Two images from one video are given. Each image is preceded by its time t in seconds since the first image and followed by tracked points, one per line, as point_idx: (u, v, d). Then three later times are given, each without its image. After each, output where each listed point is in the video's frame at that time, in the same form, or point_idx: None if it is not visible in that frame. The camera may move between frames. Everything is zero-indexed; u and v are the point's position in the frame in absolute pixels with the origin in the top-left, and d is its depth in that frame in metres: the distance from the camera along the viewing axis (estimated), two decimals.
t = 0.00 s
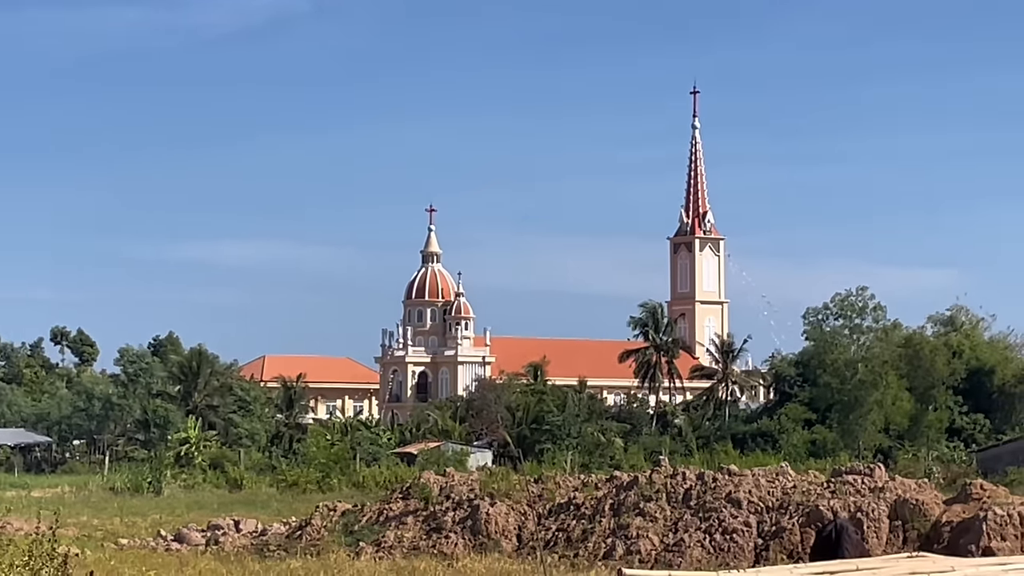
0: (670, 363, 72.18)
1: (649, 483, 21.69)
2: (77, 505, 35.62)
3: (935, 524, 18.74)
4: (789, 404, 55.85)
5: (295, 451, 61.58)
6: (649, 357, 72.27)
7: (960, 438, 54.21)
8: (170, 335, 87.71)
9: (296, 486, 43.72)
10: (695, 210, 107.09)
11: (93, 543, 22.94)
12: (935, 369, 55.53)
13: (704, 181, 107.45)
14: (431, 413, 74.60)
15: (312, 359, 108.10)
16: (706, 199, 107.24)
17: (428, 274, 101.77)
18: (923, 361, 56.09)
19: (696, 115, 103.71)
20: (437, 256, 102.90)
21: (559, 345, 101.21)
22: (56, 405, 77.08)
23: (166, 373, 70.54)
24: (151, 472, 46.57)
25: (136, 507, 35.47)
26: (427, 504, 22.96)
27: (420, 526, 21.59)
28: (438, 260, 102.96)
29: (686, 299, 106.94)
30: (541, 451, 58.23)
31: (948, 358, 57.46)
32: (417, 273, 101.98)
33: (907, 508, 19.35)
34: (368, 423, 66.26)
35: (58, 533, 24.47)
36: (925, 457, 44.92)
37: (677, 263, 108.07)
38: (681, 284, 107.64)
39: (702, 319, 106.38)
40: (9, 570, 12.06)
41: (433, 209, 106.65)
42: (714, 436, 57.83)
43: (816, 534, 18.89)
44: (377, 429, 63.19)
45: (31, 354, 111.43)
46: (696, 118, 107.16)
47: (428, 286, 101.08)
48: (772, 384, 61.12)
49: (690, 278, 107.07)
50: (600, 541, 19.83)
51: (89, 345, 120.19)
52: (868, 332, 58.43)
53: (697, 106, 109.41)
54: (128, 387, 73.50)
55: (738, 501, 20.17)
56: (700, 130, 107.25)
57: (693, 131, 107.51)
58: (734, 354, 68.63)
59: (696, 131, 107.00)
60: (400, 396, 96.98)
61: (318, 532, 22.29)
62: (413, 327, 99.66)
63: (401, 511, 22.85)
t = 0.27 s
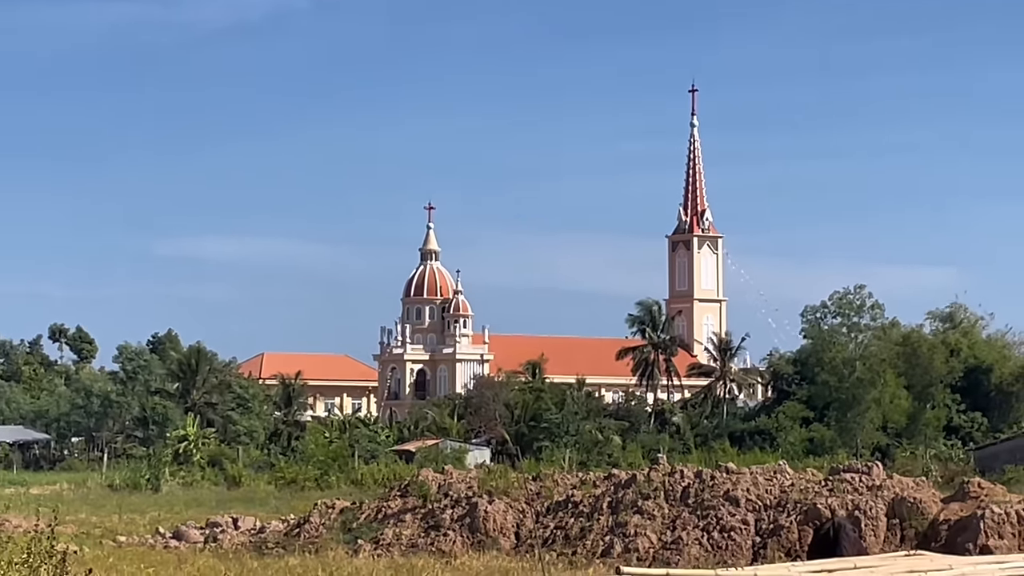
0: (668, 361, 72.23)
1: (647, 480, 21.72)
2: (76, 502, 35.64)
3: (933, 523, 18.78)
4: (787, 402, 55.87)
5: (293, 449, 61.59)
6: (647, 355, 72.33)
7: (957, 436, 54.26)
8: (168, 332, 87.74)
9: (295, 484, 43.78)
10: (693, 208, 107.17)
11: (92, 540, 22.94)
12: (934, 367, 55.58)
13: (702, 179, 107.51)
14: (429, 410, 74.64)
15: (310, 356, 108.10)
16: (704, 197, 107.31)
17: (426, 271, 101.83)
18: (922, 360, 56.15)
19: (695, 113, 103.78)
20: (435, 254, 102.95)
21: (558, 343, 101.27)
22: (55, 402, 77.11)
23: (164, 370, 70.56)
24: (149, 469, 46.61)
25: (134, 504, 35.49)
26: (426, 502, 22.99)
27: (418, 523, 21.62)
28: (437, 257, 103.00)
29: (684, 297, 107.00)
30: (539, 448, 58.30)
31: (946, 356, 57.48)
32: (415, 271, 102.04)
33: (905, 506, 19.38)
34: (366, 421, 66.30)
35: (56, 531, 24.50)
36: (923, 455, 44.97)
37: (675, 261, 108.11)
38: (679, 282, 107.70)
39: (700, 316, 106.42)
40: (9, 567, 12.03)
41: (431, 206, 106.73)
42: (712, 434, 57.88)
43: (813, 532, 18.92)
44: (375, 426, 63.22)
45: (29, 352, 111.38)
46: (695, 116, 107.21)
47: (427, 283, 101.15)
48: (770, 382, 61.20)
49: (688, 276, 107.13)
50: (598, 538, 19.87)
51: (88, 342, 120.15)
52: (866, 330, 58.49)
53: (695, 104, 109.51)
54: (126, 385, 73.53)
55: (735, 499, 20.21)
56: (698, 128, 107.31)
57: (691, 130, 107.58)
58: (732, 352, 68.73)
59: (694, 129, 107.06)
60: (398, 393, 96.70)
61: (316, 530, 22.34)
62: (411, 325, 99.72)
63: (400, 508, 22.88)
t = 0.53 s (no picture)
0: (665, 361, 72.23)
1: (645, 480, 21.71)
2: (73, 501, 35.62)
3: (930, 523, 18.77)
4: (785, 401, 55.87)
5: (291, 447, 61.57)
6: (645, 354, 72.34)
7: (955, 436, 54.25)
8: (166, 331, 87.71)
9: (292, 483, 43.77)
10: (691, 207, 107.19)
11: (89, 539, 22.91)
12: (932, 367, 55.59)
13: (700, 179, 107.54)
14: (427, 409, 74.64)
15: (307, 355, 108.09)
16: (702, 196, 107.33)
17: (424, 270, 101.85)
18: (920, 359, 56.20)
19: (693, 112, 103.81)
20: (433, 252, 102.95)
21: (555, 342, 101.28)
22: (52, 400, 77.09)
23: (162, 369, 70.54)
24: (147, 468, 46.60)
25: (132, 503, 35.47)
26: (423, 501, 22.97)
27: (416, 523, 21.60)
28: (435, 256, 103.00)
29: (681, 296, 107.00)
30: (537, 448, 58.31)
31: (944, 356, 57.41)
32: (413, 270, 102.06)
33: (903, 506, 19.35)
34: (364, 420, 66.27)
35: (54, 530, 24.49)
36: (920, 455, 44.94)
37: (673, 260, 108.11)
38: (677, 281, 107.71)
39: (698, 316, 106.41)
40: (6, 566, 11.99)
41: (429, 206, 106.75)
42: (710, 434, 57.91)
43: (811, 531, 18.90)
44: (373, 425, 63.20)
45: (26, 350, 111.32)
46: (693, 115, 107.23)
47: (425, 282, 101.17)
48: (768, 382, 61.24)
49: (686, 276, 107.13)
50: (595, 538, 19.85)
51: (85, 341, 120.09)
52: (864, 330, 58.50)
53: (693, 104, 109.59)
54: (124, 383, 73.52)
55: (733, 499, 20.19)
56: (696, 127, 107.33)
57: (689, 129, 107.61)
58: (730, 352, 68.72)
59: (692, 128, 107.09)
60: (396, 392, 96.65)
61: (314, 528, 22.33)
62: (409, 324, 99.71)
63: (397, 508, 22.87)
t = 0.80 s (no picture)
0: (664, 361, 72.21)
1: (643, 480, 21.70)
2: (71, 500, 35.58)
3: (929, 523, 18.78)
4: (783, 402, 55.89)
5: (289, 447, 61.51)
6: (644, 354, 72.36)
7: (954, 437, 54.23)
8: (165, 330, 87.64)
9: (290, 482, 43.73)
10: (690, 207, 107.23)
11: (87, 538, 22.85)
12: (931, 368, 55.62)
13: (699, 179, 107.60)
14: (426, 409, 74.62)
15: (306, 354, 108.05)
16: (701, 197, 107.38)
17: (423, 270, 101.83)
18: (918, 360, 56.25)
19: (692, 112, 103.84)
20: (432, 252, 102.92)
21: (554, 342, 101.27)
22: (51, 399, 77.05)
23: (160, 368, 70.49)
24: (145, 467, 46.56)
25: (130, 502, 35.42)
26: (421, 501, 22.95)
27: (414, 522, 21.58)
28: (433, 256, 102.97)
29: (680, 296, 107.02)
30: (535, 448, 58.30)
31: (943, 357, 57.39)
32: (412, 269, 102.05)
33: (901, 506, 19.34)
34: (362, 419, 66.22)
35: (52, 529, 24.45)
36: (919, 456, 44.98)
37: (672, 260, 108.12)
38: (676, 282, 107.71)
39: (697, 316, 106.40)
40: (4, 565, 11.96)
41: (428, 205, 106.73)
42: (708, 434, 57.90)
43: (809, 532, 18.90)
44: (371, 425, 63.15)
45: (24, 349, 111.24)
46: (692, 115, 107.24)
47: (423, 282, 101.16)
48: (767, 382, 61.24)
49: (685, 276, 107.15)
50: (594, 538, 19.84)
51: (83, 340, 120.01)
52: (863, 331, 58.54)
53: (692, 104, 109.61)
54: (122, 382, 73.47)
55: (732, 499, 20.18)
56: (695, 127, 107.35)
57: (688, 129, 107.65)
58: (729, 352, 68.69)
59: (691, 128, 107.13)
60: (394, 392, 96.70)
61: (312, 528, 22.30)
62: (408, 323, 99.68)
63: (395, 507, 22.86)
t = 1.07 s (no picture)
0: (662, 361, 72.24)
1: (642, 480, 21.71)
2: (70, 498, 35.58)
3: (927, 524, 18.80)
4: (782, 402, 55.95)
5: (287, 447, 61.52)
6: (642, 354, 72.41)
7: (952, 437, 54.25)
8: (164, 329, 87.65)
9: (288, 481, 43.73)
10: (689, 208, 107.32)
11: (86, 537, 22.85)
12: (929, 369, 55.66)
13: (698, 179, 107.70)
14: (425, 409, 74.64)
15: (305, 354, 108.07)
16: (700, 197, 107.48)
17: (422, 270, 101.87)
18: (917, 360, 56.32)
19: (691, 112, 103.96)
20: (431, 252, 102.94)
21: (553, 342, 101.30)
22: (50, 398, 77.10)
23: (159, 367, 70.52)
24: (143, 466, 46.56)
25: (128, 501, 35.43)
26: (420, 500, 22.98)
27: (412, 522, 21.59)
28: (432, 256, 102.99)
29: (679, 296, 107.05)
30: (534, 447, 58.33)
31: (942, 357, 57.40)
32: (411, 269, 102.08)
33: (899, 507, 19.36)
34: (361, 419, 66.23)
35: (51, 528, 24.48)
36: (917, 456, 45.05)
37: (670, 261, 108.16)
38: (674, 282, 107.75)
39: (696, 316, 106.42)
40: (2, 564, 11.97)
41: (428, 205, 106.77)
42: (707, 434, 57.93)
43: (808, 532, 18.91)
44: (369, 424, 63.14)
45: (23, 348, 111.29)
46: (691, 116, 107.34)
47: (422, 281, 101.19)
48: (765, 382, 61.28)
49: (683, 276, 107.19)
50: (592, 537, 19.86)
51: (82, 339, 120.02)
52: (861, 331, 58.60)
53: (692, 104, 109.72)
54: (121, 381, 73.49)
55: (730, 499, 20.20)
56: (694, 128, 107.45)
57: (687, 129, 107.74)
58: (727, 352, 68.70)
59: (691, 128, 107.22)
60: (393, 391, 96.76)
61: (310, 527, 22.31)
62: (406, 323, 99.71)
63: (393, 507, 22.87)
